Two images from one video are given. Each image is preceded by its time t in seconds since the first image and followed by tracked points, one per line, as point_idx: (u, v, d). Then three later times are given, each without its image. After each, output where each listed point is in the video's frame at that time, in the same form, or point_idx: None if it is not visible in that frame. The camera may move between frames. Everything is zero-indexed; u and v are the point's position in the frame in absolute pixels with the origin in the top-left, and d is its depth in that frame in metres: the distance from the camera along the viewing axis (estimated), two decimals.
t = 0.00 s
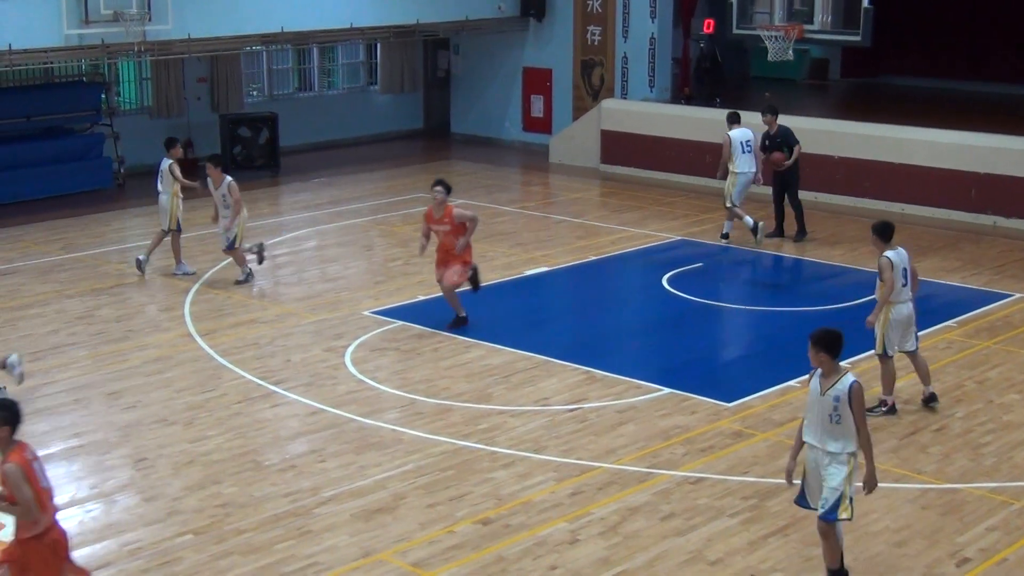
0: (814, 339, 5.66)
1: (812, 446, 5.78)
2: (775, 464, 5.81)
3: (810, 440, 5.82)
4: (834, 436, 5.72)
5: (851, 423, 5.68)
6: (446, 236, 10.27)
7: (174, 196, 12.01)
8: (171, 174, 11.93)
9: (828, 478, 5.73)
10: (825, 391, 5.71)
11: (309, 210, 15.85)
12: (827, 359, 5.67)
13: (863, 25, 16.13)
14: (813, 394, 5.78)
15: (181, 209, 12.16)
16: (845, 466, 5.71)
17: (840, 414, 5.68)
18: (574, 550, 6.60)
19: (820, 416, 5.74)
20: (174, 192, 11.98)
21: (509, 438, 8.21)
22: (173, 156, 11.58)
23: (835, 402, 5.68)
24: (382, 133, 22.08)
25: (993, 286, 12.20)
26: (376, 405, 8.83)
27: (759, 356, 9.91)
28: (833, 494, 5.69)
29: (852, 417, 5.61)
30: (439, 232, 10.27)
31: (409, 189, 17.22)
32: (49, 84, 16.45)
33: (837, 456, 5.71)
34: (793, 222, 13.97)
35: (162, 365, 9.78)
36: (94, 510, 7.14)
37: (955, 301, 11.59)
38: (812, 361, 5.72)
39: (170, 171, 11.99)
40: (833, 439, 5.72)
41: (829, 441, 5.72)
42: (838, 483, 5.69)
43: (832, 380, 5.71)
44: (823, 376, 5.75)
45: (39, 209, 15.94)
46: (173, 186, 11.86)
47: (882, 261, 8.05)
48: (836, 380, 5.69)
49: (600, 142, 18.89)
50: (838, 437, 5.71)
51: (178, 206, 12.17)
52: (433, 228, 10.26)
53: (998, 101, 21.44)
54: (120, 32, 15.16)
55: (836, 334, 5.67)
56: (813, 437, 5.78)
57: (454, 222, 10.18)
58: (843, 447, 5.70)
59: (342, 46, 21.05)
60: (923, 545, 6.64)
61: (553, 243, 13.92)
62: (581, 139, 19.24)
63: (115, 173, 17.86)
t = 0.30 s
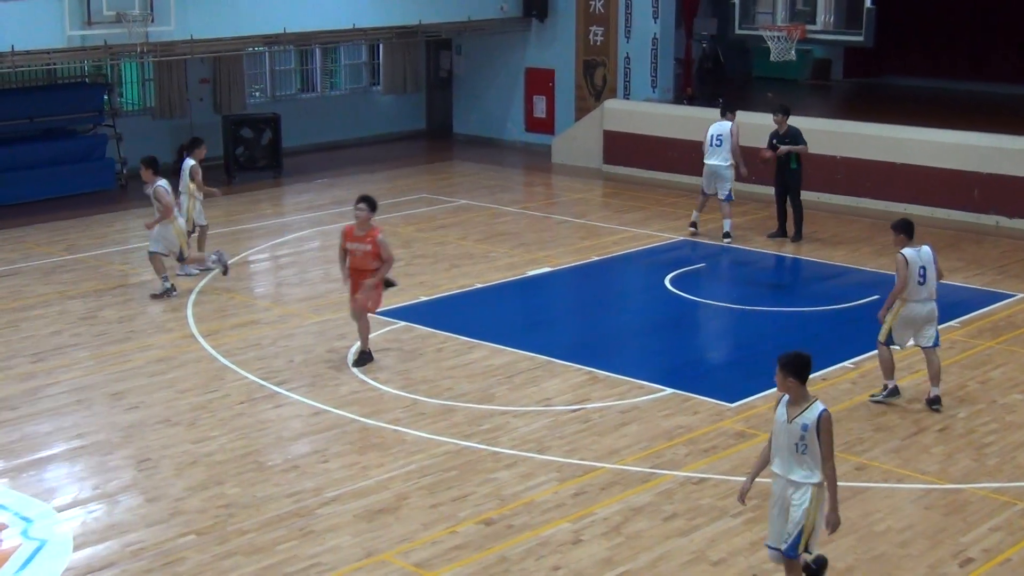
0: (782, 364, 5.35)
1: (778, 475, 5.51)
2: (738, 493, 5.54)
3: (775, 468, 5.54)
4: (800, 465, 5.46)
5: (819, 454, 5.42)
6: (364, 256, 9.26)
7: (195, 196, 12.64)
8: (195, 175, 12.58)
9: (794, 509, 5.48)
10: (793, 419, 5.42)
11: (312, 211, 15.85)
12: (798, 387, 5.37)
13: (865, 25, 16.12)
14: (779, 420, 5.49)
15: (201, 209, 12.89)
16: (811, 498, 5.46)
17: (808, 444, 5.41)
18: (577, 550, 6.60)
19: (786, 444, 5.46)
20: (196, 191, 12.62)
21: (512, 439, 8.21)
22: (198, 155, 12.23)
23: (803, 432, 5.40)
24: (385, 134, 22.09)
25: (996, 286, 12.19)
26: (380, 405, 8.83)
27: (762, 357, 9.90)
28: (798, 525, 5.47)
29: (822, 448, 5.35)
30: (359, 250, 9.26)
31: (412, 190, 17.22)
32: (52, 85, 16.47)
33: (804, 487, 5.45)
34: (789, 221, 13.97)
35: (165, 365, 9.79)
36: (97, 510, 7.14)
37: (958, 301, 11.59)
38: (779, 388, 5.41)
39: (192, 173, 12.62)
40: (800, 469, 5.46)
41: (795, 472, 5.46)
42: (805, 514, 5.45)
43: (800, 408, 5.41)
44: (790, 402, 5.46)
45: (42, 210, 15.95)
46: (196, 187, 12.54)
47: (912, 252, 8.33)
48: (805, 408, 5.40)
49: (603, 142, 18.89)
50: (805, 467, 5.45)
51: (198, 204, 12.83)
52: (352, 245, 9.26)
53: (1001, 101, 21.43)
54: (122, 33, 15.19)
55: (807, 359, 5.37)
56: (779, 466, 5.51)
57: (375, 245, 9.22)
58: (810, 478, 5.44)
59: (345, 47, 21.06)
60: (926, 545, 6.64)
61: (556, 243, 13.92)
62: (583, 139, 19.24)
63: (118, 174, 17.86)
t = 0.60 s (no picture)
0: (736, 389, 4.92)
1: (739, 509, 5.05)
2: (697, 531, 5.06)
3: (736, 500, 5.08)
4: (759, 495, 4.99)
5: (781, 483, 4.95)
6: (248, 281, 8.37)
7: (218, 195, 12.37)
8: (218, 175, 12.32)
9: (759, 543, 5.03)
10: (750, 448, 4.97)
11: (315, 212, 15.87)
12: (752, 412, 4.92)
13: (868, 26, 16.11)
14: (737, 450, 5.03)
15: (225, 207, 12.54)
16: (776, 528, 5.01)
17: (766, 474, 4.94)
18: (579, 552, 6.60)
19: (744, 477, 5.00)
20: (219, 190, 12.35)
21: (514, 440, 8.22)
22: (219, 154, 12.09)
23: (761, 462, 4.93)
24: (387, 135, 22.11)
25: (998, 288, 12.18)
26: (382, 407, 8.83)
27: (764, 359, 9.89)
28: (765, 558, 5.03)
29: (780, 479, 4.88)
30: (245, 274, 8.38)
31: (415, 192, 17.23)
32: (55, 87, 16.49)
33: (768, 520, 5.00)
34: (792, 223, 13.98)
35: (168, 367, 9.80)
36: (99, 511, 7.15)
37: (960, 303, 11.59)
38: (734, 415, 4.97)
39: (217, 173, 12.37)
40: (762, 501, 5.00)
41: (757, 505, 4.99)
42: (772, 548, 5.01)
43: (757, 435, 4.96)
44: (747, 431, 5.01)
45: (45, 211, 15.97)
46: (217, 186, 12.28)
47: (905, 250, 8.42)
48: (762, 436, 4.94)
49: (605, 144, 18.89)
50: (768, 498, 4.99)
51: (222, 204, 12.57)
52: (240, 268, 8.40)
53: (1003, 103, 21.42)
54: (126, 34, 15.21)
55: (762, 382, 4.91)
56: (739, 498, 5.05)
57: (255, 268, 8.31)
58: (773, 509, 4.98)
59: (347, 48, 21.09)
60: (929, 548, 6.63)
61: (559, 245, 13.93)
62: (586, 141, 19.25)
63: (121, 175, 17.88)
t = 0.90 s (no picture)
0: (683, 404, 4.75)
1: (683, 526, 4.92)
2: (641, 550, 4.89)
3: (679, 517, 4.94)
4: (706, 513, 4.86)
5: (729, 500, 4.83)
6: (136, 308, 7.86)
7: (239, 193, 12.53)
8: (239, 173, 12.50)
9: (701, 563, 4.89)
10: (698, 464, 4.84)
11: (316, 214, 15.88)
12: (702, 428, 4.77)
13: (868, 27, 16.18)
14: (683, 465, 4.90)
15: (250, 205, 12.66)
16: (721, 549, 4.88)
17: (714, 492, 4.82)
18: (582, 553, 6.60)
19: (692, 493, 4.87)
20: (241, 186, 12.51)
21: (516, 442, 8.22)
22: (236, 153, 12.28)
23: (710, 478, 4.81)
24: (389, 137, 22.12)
25: (1000, 288, 12.17)
26: (384, 409, 8.84)
27: (766, 360, 9.89)
28: None
29: (731, 495, 4.76)
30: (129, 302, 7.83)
31: (416, 194, 17.24)
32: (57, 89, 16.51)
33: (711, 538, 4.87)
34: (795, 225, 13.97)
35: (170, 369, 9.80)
36: (101, 514, 7.16)
37: (962, 303, 11.59)
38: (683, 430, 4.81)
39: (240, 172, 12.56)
40: (707, 518, 4.87)
41: (702, 522, 4.87)
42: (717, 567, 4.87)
43: (706, 450, 4.83)
44: (694, 446, 4.87)
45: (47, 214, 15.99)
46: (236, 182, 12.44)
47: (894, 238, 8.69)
48: (710, 451, 4.82)
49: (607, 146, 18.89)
50: (713, 516, 4.86)
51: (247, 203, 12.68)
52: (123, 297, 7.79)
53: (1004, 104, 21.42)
54: (127, 37, 15.23)
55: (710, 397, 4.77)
56: (684, 515, 4.92)
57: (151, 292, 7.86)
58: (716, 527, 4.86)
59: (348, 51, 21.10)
60: (931, 548, 6.64)
61: (560, 246, 13.93)
62: (587, 142, 19.25)
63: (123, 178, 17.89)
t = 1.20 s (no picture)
0: (643, 437, 4.50)
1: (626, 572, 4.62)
2: None
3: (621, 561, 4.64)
4: (652, 558, 4.60)
5: (678, 542, 4.59)
6: None
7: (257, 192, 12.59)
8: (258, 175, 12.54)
9: None
10: (649, 505, 4.55)
11: (318, 215, 15.88)
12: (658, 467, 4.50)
13: (872, 28, 16.08)
14: (628, 506, 4.59)
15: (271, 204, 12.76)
16: None
17: (665, 534, 4.57)
18: (584, 555, 6.60)
19: (641, 535, 4.58)
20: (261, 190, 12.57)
21: (518, 443, 8.22)
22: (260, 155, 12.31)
23: (664, 519, 4.54)
24: (391, 139, 22.13)
25: (1002, 289, 12.16)
26: (385, 410, 8.83)
27: (769, 361, 9.89)
28: None
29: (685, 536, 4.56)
30: None
31: (418, 195, 17.25)
32: (59, 91, 16.53)
33: None
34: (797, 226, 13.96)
35: (172, 370, 9.80)
36: (103, 516, 7.15)
37: (965, 304, 11.58)
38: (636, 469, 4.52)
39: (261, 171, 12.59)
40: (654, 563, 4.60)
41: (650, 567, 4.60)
42: None
43: (658, 490, 4.56)
44: (642, 485, 4.59)
45: (49, 216, 16.00)
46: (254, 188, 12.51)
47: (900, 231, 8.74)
48: (664, 491, 4.55)
49: (608, 147, 18.89)
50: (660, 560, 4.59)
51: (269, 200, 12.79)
52: None
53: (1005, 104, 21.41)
54: (130, 39, 15.24)
55: (666, 432, 4.53)
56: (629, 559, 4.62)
57: None
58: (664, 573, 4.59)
59: (350, 52, 21.09)
60: (933, 549, 6.63)
61: (561, 248, 13.93)
62: (589, 143, 19.25)
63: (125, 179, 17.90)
